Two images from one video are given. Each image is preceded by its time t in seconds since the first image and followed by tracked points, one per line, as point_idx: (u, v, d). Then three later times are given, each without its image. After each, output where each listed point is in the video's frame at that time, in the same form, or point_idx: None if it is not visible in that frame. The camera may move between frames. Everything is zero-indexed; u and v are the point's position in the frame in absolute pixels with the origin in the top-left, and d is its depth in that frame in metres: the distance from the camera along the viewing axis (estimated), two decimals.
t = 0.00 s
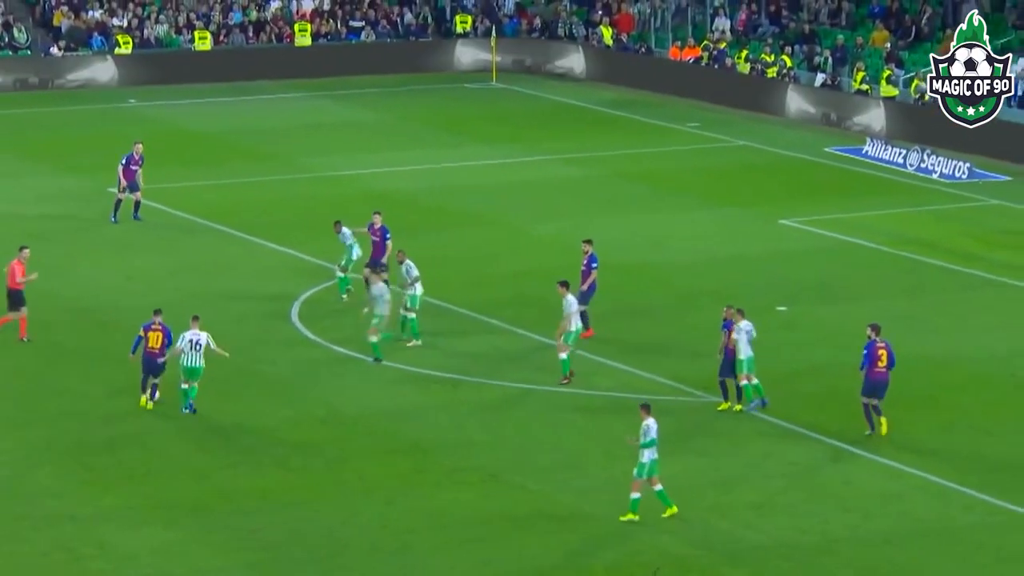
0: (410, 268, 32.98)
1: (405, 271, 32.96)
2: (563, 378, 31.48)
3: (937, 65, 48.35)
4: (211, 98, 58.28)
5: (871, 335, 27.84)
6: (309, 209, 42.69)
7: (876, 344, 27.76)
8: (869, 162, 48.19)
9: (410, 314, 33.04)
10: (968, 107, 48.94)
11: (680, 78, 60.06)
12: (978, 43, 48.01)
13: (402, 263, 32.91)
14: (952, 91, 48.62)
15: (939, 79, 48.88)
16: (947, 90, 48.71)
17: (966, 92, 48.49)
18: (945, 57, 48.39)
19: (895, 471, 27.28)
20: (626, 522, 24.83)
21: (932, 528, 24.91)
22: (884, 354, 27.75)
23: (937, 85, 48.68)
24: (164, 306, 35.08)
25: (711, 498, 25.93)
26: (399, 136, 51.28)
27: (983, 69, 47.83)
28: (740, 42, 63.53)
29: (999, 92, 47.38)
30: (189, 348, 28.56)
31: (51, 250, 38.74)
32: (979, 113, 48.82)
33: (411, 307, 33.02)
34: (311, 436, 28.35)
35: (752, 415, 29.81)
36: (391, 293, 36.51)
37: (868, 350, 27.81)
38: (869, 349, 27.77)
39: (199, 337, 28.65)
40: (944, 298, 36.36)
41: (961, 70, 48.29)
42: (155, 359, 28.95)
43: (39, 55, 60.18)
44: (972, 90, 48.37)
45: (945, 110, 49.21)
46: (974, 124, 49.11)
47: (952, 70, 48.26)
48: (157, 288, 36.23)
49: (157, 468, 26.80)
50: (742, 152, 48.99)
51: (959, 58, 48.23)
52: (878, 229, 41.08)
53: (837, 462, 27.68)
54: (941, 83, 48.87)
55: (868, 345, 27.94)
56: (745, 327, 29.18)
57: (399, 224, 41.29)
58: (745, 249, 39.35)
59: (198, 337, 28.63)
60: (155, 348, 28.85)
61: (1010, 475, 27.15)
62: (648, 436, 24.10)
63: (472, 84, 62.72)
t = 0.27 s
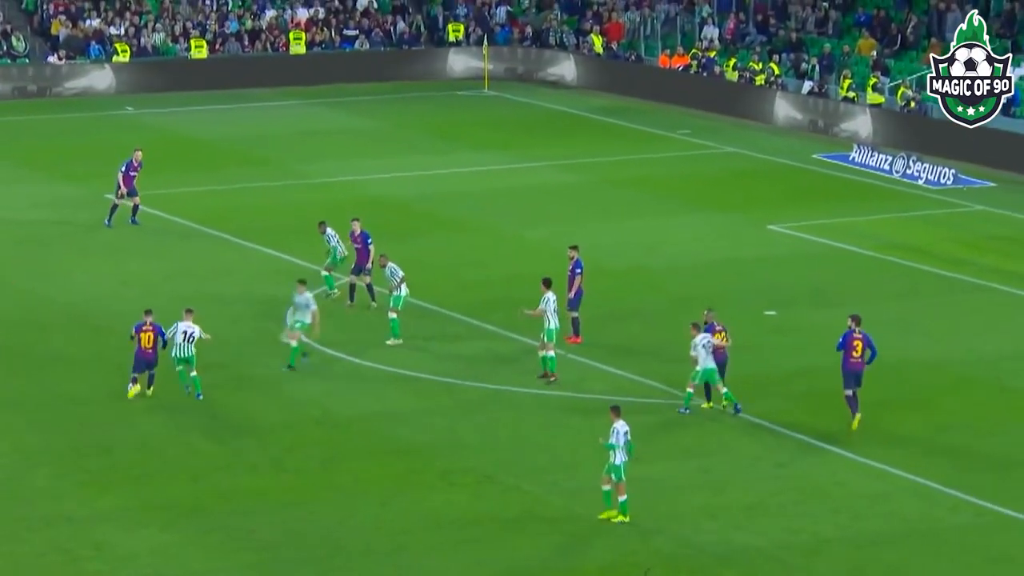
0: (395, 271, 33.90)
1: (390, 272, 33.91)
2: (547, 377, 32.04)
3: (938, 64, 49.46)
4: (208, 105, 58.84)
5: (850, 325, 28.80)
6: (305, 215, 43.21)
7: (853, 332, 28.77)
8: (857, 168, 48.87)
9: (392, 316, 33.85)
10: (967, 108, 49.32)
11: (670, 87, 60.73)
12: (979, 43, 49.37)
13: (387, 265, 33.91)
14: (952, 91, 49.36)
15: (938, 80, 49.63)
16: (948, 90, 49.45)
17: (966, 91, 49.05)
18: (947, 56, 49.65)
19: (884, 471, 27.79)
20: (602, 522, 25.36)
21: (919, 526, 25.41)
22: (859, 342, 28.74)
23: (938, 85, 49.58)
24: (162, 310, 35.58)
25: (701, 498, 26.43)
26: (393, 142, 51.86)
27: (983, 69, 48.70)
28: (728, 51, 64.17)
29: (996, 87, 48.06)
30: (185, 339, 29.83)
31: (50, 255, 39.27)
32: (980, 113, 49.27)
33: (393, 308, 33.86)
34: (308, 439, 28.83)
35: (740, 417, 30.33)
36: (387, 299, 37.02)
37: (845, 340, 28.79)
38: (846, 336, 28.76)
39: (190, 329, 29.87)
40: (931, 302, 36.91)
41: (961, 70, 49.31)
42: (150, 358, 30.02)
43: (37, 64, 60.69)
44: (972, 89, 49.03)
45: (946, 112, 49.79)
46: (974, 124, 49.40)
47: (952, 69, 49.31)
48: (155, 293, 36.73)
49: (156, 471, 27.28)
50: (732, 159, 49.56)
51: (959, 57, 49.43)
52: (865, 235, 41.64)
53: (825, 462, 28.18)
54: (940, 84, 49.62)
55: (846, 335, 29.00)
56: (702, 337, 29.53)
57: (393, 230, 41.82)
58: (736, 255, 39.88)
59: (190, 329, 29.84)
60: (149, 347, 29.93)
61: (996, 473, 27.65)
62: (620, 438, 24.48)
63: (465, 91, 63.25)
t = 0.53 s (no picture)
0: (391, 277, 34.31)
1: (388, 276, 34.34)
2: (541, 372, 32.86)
3: (939, 64, 53.81)
4: (209, 109, 59.21)
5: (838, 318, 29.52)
6: (304, 219, 43.54)
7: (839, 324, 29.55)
8: (852, 172, 49.29)
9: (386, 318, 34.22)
10: (969, 109, 52.60)
11: (667, 91, 61.18)
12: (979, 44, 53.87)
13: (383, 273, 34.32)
14: (952, 91, 53.45)
15: (938, 80, 53.82)
16: (949, 90, 53.45)
17: (966, 91, 52.88)
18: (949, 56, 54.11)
19: (878, 473, 28.11)
20: (577, 524, 25.66)
21: (913, 527, 25.73)
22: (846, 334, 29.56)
23: (941, 85, 53.60)
24: (163, 313, 35.90)
25: (696, 500, 26.74)
26: (394, 146, 52.23)
27: (983, 69, 53.15)
28: (725, 56, 64.61)
29: (999, 88, 51.95)
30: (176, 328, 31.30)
31: (50, 258, 39.62)
32: (981, 112, 52.31)
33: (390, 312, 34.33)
34: (307, 442, 29.15)
35: (735, 419, 30.65)
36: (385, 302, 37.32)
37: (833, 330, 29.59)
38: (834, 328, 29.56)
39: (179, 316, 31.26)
40: (925, 304, 37.30)
41: (961, 70, 53.59)
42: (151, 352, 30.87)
43: (39, 68, 61.04)
44: (972, 89, 52.87)
45: (946, 111, 52.80)
46: (973, 123, 52.36)
47: (953, 69, 53.54)
48: (155, 296, 37.05)
49: (156, 474, 27.59)
50: (728, 162, 49.94)
51: (961, 58, 53.87)
52: (861, 237, 42.07)
53: (819, 464, 28.49)
54: (941, 83, 53.77)
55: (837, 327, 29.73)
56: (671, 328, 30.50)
57: (392, 233, 42.19)
58: (731, 258, 40.21)
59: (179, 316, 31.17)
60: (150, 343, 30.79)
61: (988, 475, 28.00)
62: (597, 443, 24.71)
63: (463, 96, 63.67)
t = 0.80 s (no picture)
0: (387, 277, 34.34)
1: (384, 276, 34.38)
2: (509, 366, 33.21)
3: (939, 64, 53.76)
4: (200, 111, 59.23)
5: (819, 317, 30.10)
6: (294, 220, 43.55)
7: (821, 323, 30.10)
8: (842, 173, 49.31)
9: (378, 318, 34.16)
10: (970, 110, 52.86)
11: (658, 92, 61.14)
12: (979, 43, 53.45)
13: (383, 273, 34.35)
14: (952, 91, 53.43)
15: (938, 80, 53.83)
16: (948, 90, 53.53)
17: (967, 92, 52.94)
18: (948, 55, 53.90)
19: (867, 474, 28.12)
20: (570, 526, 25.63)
21: (902, 528, 25.74)
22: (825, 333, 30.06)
23: (941, 85, 53.67)
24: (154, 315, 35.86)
25: (685, 502, 26.74)
26: (385, 147, 52.23)
27: (983, 69, 52.89)
28: (715, 57, 64.69)
29: (998, 90, 51.85)
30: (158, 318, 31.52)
31: (40, 260, 39.60)
32: (981, 113, 52.62)
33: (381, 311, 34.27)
34: (296, 444, 29.13)
35: (724, 421, 30.65)
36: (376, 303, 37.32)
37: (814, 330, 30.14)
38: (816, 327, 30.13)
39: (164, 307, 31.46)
40: (915, 305, 37.32)
41: (961, 70, 53.39)
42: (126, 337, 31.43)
43: (29, 69, 61.03)
44: (972, 88, 52.90)
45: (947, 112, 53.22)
46: (974, 123, 52.77)
47: (953, 69, 53.50)
48: (144, 297, 37.05)
49: (145, 475, 27.58)
50: (719, 164, 49.95)
51: (960, 56, 53.60)
52: (851, 238, 42.09)
53: (809, 465, 28.49)
54: (941, 83, 53.74)
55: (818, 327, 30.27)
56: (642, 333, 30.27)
57: (383, 235, 42.18)
58: (721, 260, 40.22)
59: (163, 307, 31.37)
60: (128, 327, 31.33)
61: (978, 476, 27.99)
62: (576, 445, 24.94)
63: (453, 97, 63.73)
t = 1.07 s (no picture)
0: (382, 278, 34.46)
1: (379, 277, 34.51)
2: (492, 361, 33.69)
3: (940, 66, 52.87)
4: (180, 114, 59.19)
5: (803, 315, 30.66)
6: (275, 224, 43.52)
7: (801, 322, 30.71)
8: (823, 176, 49.38)
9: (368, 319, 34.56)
10: (967, 109, 51.64)
11: (641, 96, 61.07)
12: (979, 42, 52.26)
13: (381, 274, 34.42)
14: (952, 91, 52.29)
15: (938, 80, 52.91)
16: (946, 90, 52.51)
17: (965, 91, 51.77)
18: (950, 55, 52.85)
19: (848, 476, 28.15)
20: (549, 530, 25.57)
21: (882, 531, 25.78)
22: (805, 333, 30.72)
23: (940, 86, 52.70)
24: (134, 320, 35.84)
25: (667, 504, 26.77)
26: (365, 150, 52.21)
27: (982, 68, 51.38)
28: (697, 60, 64.74)
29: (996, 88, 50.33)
30: (142, 314, 32.01)
31: (21, 264, 39.55)
32: (979, 113, 51.33)
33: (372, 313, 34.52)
34: (278, 447, 29.11)
35: (706, 424, 30.66)
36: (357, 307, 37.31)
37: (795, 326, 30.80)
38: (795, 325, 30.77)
39: (150, 302, 32.01)
40: (897, 307, 37.40)
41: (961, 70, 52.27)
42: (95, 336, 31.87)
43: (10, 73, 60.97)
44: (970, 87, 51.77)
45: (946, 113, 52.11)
46: (973, 124, 51.42)
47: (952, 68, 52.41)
48: (126, 301, 37.02)
49: (125, 479, 27.55)
50: (700, 168, 49.96)
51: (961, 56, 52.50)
52: (832, 241, 42.16)
53: (789, 468, 28.52)
54: (941, 84, 52.76)
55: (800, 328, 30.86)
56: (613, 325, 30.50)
57: (364, 238, 42.18)
58: (702, 263, 40.24)
59: (150, 304, 31.97)
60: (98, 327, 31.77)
61: (958, 478, 28.03)
62: (545, 451, 24.53)
63: (435, 100, 63.76)
